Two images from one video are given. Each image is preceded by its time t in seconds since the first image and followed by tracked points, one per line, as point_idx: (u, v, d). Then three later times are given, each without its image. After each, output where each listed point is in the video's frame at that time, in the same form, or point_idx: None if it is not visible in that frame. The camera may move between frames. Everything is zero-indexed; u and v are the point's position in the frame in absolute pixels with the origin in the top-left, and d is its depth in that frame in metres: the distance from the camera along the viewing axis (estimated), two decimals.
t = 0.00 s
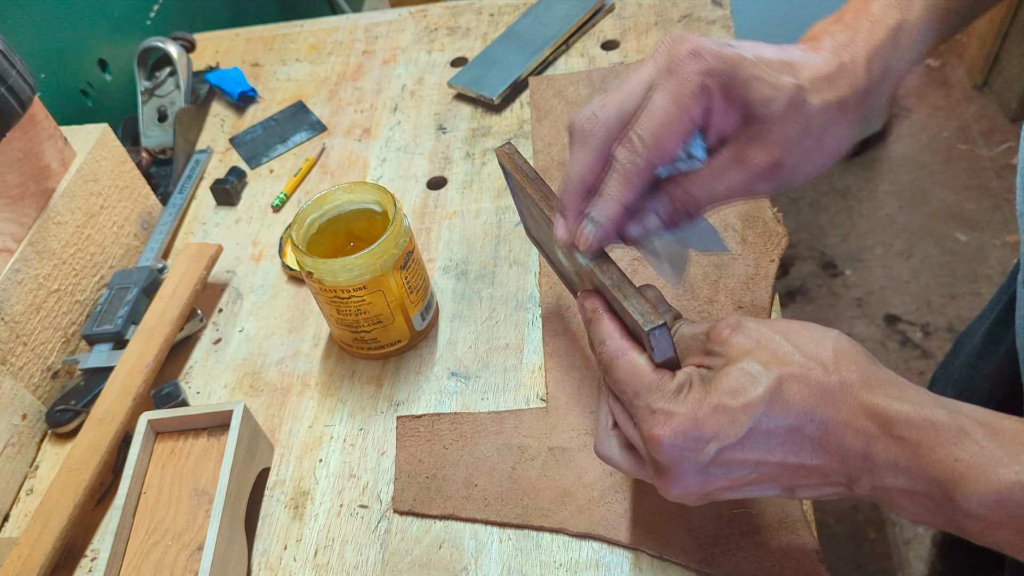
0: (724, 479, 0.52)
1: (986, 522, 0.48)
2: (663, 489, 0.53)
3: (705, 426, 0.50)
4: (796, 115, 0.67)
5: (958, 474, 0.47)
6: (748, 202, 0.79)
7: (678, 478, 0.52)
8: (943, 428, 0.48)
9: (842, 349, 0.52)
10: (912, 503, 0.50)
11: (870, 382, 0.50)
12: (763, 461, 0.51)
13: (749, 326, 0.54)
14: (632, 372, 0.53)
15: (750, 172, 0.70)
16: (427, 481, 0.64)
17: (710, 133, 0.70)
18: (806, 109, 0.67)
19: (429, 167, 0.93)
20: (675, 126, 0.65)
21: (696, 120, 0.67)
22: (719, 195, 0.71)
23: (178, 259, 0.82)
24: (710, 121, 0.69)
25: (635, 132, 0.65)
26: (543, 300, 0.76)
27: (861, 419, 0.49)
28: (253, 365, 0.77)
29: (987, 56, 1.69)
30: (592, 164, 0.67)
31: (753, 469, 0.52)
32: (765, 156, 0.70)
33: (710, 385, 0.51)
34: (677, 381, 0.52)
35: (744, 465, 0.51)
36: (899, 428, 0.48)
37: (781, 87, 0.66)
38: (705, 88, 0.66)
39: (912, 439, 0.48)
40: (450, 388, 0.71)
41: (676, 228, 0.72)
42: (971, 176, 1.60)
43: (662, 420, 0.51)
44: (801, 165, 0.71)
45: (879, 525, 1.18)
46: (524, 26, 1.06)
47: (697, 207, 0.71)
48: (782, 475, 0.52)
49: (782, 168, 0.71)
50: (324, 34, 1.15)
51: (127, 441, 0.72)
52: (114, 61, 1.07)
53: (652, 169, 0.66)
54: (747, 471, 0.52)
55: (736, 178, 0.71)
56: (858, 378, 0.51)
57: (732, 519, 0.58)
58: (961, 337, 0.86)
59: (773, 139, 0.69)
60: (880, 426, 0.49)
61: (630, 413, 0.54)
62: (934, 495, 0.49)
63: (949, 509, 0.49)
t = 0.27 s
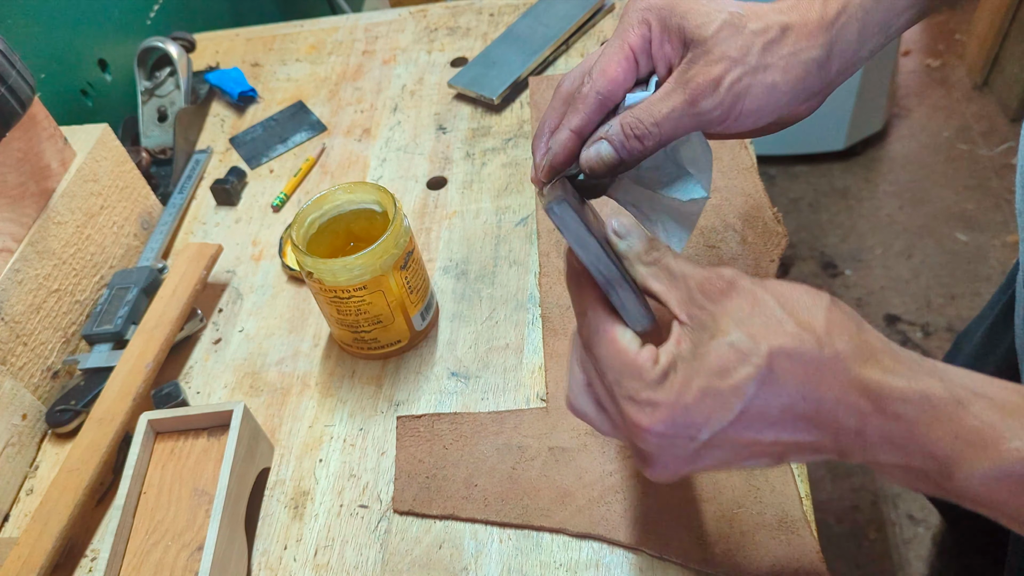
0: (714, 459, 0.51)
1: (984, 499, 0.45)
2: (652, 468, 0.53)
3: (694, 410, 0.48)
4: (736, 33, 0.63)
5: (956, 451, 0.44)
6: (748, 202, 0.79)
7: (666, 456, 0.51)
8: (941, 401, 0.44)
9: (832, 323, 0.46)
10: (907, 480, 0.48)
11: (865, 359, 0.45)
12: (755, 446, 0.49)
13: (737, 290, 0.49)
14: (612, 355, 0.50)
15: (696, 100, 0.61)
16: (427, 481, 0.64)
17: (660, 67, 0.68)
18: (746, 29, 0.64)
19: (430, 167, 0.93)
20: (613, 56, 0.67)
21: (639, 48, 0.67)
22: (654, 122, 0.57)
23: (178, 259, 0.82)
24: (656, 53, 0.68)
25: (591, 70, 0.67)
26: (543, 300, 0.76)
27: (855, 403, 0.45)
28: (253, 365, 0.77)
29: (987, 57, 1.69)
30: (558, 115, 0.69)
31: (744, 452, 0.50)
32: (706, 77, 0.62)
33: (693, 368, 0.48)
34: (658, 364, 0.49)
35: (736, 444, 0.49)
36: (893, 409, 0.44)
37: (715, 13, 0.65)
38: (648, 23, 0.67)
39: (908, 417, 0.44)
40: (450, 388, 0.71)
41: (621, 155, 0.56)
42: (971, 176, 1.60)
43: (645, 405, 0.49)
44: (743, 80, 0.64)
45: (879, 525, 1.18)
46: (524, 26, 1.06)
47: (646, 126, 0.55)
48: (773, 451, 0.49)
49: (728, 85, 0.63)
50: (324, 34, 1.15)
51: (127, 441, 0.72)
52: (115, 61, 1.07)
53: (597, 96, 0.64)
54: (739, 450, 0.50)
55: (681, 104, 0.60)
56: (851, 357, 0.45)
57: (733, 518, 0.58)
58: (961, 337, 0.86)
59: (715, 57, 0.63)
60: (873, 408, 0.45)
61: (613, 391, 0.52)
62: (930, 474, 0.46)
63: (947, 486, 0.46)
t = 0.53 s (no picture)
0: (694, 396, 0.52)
1: (965, 464, 0.47)
2: (629, 401, 0.53)
3: (682, 336, 0.49)
4: None
5: (943, 407, 0.47)
6: (748, 202, 0.79)
7: (647, 387, 0.52)
8: (931, 361, 0.48)
9: (830, 279, 0.51)
10: (886, 442, 0.49)
11: (858, 313, 0.50)
12: (739, 381, 0.50)
13: (735, 250, 0.55)
14: (608, 284, 0.53)
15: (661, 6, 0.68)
16: (427, 481, 0.64)
17: None
18: None
19: (429, 166, 0.93)
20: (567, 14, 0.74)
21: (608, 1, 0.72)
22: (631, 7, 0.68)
23: (178, 259, 0.82)
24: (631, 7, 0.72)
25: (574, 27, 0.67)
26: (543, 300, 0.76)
27: (848, 344, 0.48)
28: (253, 365, 0.77)
29: (987, 57, 1.69)
30: None
31: (725, 390, 0.51)
32: None
33: (689, 297, 0.51)
34: (653, 292, 0.52)
35: (719, 383, 0.50)
36: (884, 357, 0.48)
37: None
38: None
39: (897, 369, 0.47)
40: (450, 388, 0.71)
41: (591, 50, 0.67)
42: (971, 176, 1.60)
43: (633, 325, 0.51)
44: None
45: (879, 525, 1.18)
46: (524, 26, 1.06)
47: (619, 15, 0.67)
48: (753, 398, 0.50)
49: None
50: (324, 34, 1.15)
51: (127, 441, 0.72)
52: (115, 61, 1.07)
53: None
54: (721, 391, 0.51)
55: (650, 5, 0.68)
56: (845, 308, 0.50)
57: (733, 518, 0.58)
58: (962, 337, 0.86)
59: None
60: (865, 353, 0.48)
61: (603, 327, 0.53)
62: (914, 432, 0.48)
63: (929, 448, 0.48)
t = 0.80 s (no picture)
0: (684, 375, 0.52)
1: (955, 448, 0.48)
2: (620, 378, 0.53)
3: (672, 314, 0.50)
4: None
5: (937, 395, 0.47)
6: (748, 202, 0.79)
7: (638, 365, 0.52)
8: (926, 348, 0.48)
9: (827, 263, 0.51)
10: (876, 426, 0.49)
11: (853, 297, 0.49)
12: (729, 361, 0.50)
13: (734, 233, 0.54)
14: (605, 258, 0.54)
15: (748, 83, 0.61)
16: (427, 481, 0.64)
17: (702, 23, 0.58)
18: None
19: (430, 166, 0.93)
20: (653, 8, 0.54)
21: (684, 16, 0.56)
22: (716, 97, 0.62)
23: (178, 259, 0.82)
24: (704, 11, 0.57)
25: (614, 28, 0.54)
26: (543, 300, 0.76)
27: (842, 327, 0.48)
28: (253, 365, 0.77)
29: (987, 57, 1.69)
30: (570, 79, 0.58)
31: (715, 369, 0.51)
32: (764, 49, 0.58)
33: (683, 278, 0.51)
34: (649, 269, 0.52)
35: (709, 362, 0.50)
36: (878, 342, 0.47)
37: None
38: None
39: (891, 354, 0.47)
40: (450, 388, 0.71)
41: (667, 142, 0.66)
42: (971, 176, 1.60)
43: (627, 302, 0.51)
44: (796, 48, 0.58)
45: (879, 525, 1.18)
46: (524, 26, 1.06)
47: (693, 113, 0.63)
48: (745, 379, 0.51)
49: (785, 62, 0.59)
50: (324, 34, 1.15)
51: (127, 441, 0.72)
52: (115, 61, 1.07)
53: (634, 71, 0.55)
54: (712, 371, 0.51)
55: (738, 85, 0.61)
56: (840, 292, 0.49)
57: (732, 518, 0.58)
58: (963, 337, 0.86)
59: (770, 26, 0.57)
60: (859, 338, 0.48)
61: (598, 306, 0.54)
62: (905, 417, 0.48)
63: (920, 433, 0.48)
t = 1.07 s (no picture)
0: (694, 373, 0.52)
1: (962, 442, 0.47)
2: (630, 378, 0.53)
3: (682, 312, 0.50)
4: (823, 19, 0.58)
5: (942, 388, 0.46)
6: (748, 202, 0.79)
7: (647, 364, 0.52)
8: (931, 342, 0.47)
9: (832, 260, 0.51)
10: (884, 421, 0.49)
11: (859, 293, 0.49)
12: (738, 358, 0.50)
13: (738, 234, 0.54)
14: (616, 267, 0.54)
15: (778, 92, 0.63)
16: (427, 481, 0.64)
17: (732, 50, 0.60)
18: (833, 11, 0.58)
19: (430, 166, 0.93)
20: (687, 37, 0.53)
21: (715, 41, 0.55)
22: (744, 120, 0.65)
23: (178, 259, 0.82)
24: (733, 36, 0.58)
25: (646, 63, 0.53)
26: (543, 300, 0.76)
27: (848, 323, 0.48)
28: (253, 365, 0.77)
29: (987, 57, 1.69)
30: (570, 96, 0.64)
31: (725, 366, 0.51)
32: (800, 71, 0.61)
33: (691, 277, 0.51)
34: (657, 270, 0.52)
35: (719, 360, 0.51)
36: (885, 336, 0.47)
37: None
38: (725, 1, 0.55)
39: (898, 348, 0.47)
40: (450, 388, 0.71)
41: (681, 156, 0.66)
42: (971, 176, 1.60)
43: (637, 302, 0.51)
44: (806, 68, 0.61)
45: (879, 525, 1.18)
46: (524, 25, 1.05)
47: (721, 134, 0.64)
48: (754, 375, 0.51)
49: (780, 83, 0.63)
50: (324, 34, 1.15)
51: (127, 441, 0.72)
52: (114, 61, 1.07)
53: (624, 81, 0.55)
54: (722, 368, 0.51)
55: (767, 105, 0.64)
56: (846, 289, 0.49)
57: (733, 518, 0.58)
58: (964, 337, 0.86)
59: (801, 51, 0.61)
60: (866, 333, 0.48)
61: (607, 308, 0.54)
62: (912, 411, 0.47)
63: (926, 427, 0.48)
